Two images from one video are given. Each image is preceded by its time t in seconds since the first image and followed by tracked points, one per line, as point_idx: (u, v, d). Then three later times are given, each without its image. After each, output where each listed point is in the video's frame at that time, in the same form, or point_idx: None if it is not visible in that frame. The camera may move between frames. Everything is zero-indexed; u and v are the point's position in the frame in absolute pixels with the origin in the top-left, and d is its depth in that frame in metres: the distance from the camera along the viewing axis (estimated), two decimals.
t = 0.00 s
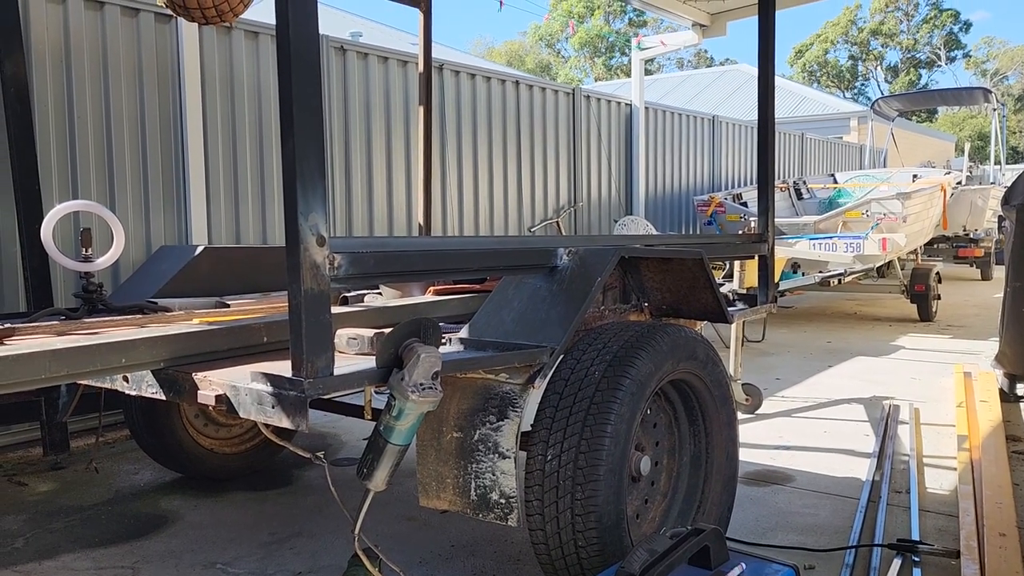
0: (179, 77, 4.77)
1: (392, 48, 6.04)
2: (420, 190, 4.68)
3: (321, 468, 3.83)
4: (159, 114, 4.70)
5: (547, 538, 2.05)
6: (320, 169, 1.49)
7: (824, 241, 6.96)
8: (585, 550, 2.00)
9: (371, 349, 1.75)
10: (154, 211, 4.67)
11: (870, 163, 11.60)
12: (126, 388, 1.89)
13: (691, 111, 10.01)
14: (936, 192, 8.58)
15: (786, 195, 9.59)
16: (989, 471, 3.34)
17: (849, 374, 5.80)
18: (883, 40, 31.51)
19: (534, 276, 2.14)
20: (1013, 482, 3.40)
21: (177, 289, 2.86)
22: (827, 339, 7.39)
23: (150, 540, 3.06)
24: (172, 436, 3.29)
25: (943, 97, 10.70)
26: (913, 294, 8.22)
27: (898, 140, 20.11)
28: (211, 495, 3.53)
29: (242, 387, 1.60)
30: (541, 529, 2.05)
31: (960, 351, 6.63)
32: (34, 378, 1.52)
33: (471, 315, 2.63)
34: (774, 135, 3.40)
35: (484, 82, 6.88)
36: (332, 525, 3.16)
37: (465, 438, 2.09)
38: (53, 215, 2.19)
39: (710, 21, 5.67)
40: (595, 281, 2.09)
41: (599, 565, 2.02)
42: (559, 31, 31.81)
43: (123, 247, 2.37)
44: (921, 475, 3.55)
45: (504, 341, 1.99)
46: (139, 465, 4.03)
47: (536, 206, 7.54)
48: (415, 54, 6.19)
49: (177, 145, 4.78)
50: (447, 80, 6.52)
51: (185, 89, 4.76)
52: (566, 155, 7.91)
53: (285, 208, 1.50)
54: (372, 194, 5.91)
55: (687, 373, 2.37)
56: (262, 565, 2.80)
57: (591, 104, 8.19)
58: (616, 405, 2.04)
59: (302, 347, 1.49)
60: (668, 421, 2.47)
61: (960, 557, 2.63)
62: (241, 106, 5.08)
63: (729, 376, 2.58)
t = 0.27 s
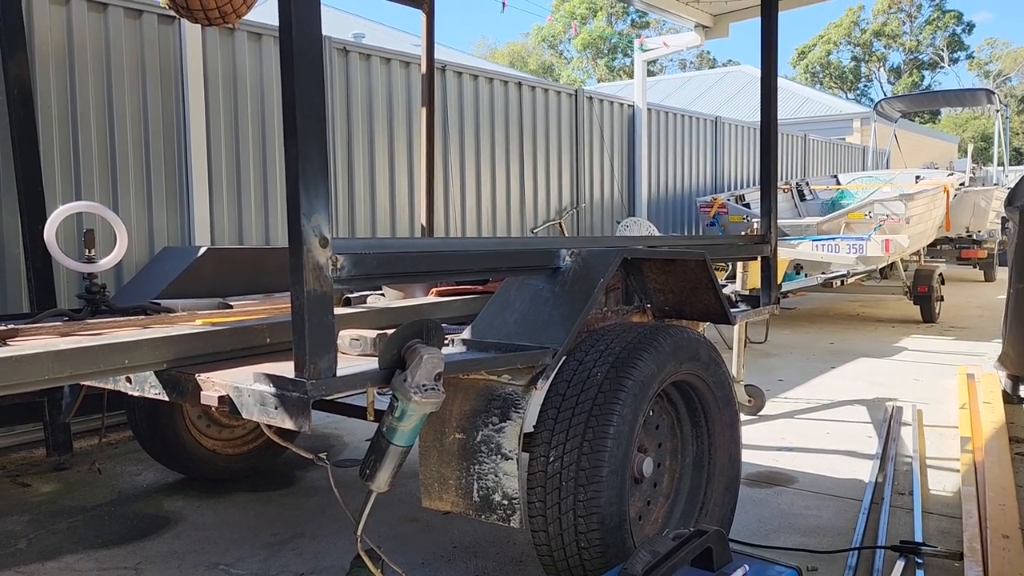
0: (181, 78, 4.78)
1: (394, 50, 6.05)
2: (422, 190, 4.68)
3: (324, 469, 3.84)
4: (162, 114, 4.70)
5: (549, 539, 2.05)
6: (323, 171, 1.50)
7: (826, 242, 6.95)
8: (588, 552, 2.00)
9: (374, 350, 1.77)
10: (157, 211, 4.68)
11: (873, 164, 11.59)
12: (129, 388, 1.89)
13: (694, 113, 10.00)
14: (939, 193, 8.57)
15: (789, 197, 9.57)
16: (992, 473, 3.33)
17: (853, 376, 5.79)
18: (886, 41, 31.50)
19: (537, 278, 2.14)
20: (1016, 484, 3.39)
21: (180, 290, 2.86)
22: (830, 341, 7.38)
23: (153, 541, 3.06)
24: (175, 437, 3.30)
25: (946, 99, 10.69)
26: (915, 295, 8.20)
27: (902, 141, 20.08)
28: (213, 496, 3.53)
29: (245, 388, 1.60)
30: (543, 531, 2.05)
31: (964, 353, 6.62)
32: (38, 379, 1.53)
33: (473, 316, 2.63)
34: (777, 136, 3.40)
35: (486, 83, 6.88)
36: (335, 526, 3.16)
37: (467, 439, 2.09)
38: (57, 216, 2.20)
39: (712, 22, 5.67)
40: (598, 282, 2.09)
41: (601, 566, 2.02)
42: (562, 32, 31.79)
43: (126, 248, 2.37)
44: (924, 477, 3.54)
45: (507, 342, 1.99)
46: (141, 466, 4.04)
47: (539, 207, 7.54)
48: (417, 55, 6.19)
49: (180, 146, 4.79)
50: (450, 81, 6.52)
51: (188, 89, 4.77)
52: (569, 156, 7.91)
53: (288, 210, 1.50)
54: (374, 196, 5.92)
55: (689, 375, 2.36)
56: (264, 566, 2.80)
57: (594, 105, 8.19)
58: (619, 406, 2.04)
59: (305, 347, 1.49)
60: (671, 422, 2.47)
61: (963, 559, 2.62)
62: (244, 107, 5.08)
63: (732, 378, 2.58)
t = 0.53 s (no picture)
0: (184, 79, 4.78)
1: (396, 51, 6.05)
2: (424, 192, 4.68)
3: (325, 470, 3.84)
4: (164, 115, 4.71)
5: (551, 541, 2.04)
6: (326, 172, 1.50)
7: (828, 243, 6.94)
8: (590, 553, 2.00)
9: (375, 352, 1.77)
10: (159, 212, 4.69)
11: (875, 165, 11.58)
12: (131, 389, 1.90)
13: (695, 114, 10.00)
14: (941, 194, 8.56)
15: (791, 198, 9.53)
16: (995, 475, 3.33)
17: (854, 377, 5.79)
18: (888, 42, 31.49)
19: (539, 279, 2.14)
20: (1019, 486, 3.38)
21: (183, 291, 2.87)
22: (831, 342, 7.37)
23: (155, 542, 3.06)
24: (177, 438, 3.30)
25: (948, 100, 10.67)
26: (918, 297, 8.19)
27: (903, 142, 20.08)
28: (215, 497, 3.53)
29: (247, 389, 1.61)
30: (545, 532, 2.05)
31: (966, 354, 6.61)
32: (40, 380, 1.53)
33: (475, 318, 2.63)
34: (779, 138, 3.40)
35: (488, 84, 6.88)
36: (337, 527, 3.16)
37: (469, 441, 2.09)
38: (59, 216, 2.19)
39: (714, 23, 5.67)
40: (600, 284, 2.09)
41: (603, 567, 2.02)
42: (563, 33, 31.76)
43: (128, 249, 2.37)
44: (926, 479, 3.54)
45: (509, 344, 1.99)
46: (143, 467, 4.04)
47: (541, 208, 7.53)
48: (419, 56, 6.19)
49: (182, 147, 4.79)
50: (451, 82, 6.52)
51: (190, 90, 4.77)
52: (571, 157, 7.91)
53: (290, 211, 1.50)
54: (376, 197, 5.92)
55: (692, 376, 2.36)
56: (266, 567, 2.80)
57: (595, 106, 8.19)
58: (621, 408, 2.04)
59: (307, 348, 1.49)
60: (673, 423, 2.46)
61: (965, 561, 2.61)
62: (246, 108, 5.09)
63: (734, 379, 2.58)
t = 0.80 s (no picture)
0: (185, 79, 4.79)
1: (397, 52, 6.06)
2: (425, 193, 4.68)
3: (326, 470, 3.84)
4: (166, 116, 4.71)
5: (551, 541, 2.04)
6: (327, 173, 1.50)
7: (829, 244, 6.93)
8: (590, 554, 2.00)
9: (376, 352, 1.77)
10: (161, 212, 4.69)
11: (876, 166, 11.58)
12: (133, 390, 1.90)
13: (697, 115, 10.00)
14: (942, 196, 8.55)
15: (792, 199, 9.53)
16: (996, 476, 3.33)
17: (856, 378, 5.78)
18: (889, 44, 31.49)
19: (540, 280, 2.14)
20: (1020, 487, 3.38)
21: (184, 292, 2.87)
22: (832, 343, 7.37)
23: (156, 542, 3.06)
24: (178, 438, 3.30)
25: (949, 101, 10.66)
26: (919, 298, 8.18)
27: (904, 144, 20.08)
28: (216, 497, 3.53)
29: (248, 389, 1.61)
30: (546, 533, 2.05)
31: (967, 356, 6.61)
32: (41, 380, 1.53)
33: (476, 318, 2.63)
34: (780, 139, 3.40)
35: (489, 85, 6.88)
36: (337, 527, 3.16)
37: (470, 441, 2.09)
38: (61, 216, 2.19)
39: (715, 25, 5.67)
40: (601, 285, 2.09)
41: (604, 568, 2.02)
42: (564, 34, 31.75)
43: (130, 249, 2.37)
44: (927, 480, 3.54)
45: (510, 344, 1.99)
46: (144, 467, 4.04)
47: (542, 208, 7.54)
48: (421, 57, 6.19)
49: (183, 147, 4.80)
50: (453, 83, 6.52)
51: (192, 91, 4.78)
52: (572, 158, 7.91)
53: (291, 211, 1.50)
54: (377, 197, 5.92)
55: (693, 377, 2.36)
56: (267, 567, 2.80)
57: (597, 107, 8.19)
58: (622, 409, 2.04)
59: (309, 349, 1.49)
60: (673, 424, 2.46)
61: (966, 563, 2.61)
62: (247, 108, 5.09)
63: (735, 381, 2.58)
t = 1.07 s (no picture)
0: (186, 80, 4.79)
1: (398, 52, 6.06)
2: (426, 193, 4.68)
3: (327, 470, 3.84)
4: (167, 116, 4.72)
5: (552, 542, 2.04)
6: (329, 173, 1.50)
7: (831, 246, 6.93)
8: (591, 555, 2.00)
9: (377, 353, 1.77)
10: (162, 212, 4.69)
11: (877, 168, 11.57)
12: (134, 390, 1.90)
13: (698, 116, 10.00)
14: (943, 197, 8.54)
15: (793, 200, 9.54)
16: (997, 478, 3.33)
17: (857, 380, 5.78)
18: (891, 45, 31.49)
19: (541, 280, 2.14)
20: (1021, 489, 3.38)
21: (185, 292, 2.87)
22: (833, 345, 7.37)
23: (156, 542, 3.06)
24: (179, 439, 3.30)
25: (950, 102, 10.62)
26: (920, 299, 8.19)
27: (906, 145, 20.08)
28: (217, 497, 3.53)
29: (249, 390, 1.61)
30: (546, 534, 2.05)
31: (968, 357, 6.61)
32: (42, 380, 1.53)
33: (477, 319, 2.63)
34: (781, 140, 3.40)
35: (490, 86, 6.88)
36: (338, 528, 3.16)
37: (471, 442, 2.09)
38: (62, 216, 2.19)
39: (717, 26, 5.68)
40: (602, 286, 2.09)
41: (604, 569, 2.02)
42: (566, 35, 31.74)
43: (131, 249, 2.37)
44: (928, 481, 3.54)
45: (511, 345, 1.99)
46: (145, 467, 4.04)
47: (543, 209, 7.54)
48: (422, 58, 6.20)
49: (185, 147, 4.80)
50: (454, 83, 6.52)
51: (193, 91, 4.78)
52: (573, 159, 7.91)
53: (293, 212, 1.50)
54: (378, 198, 5.93)
55: (693, 378, 2.36)
56: (268, 568, 2.80)
57: (598, 108, 8.19)
58: (622, 410, 2.04)
59: (310, 349, 1.50)
60: (674, 426, 2.46)
61: (967, 564, 2.61)
62: (248, 108, 5.09)
63: (736, 382, 2.58)
